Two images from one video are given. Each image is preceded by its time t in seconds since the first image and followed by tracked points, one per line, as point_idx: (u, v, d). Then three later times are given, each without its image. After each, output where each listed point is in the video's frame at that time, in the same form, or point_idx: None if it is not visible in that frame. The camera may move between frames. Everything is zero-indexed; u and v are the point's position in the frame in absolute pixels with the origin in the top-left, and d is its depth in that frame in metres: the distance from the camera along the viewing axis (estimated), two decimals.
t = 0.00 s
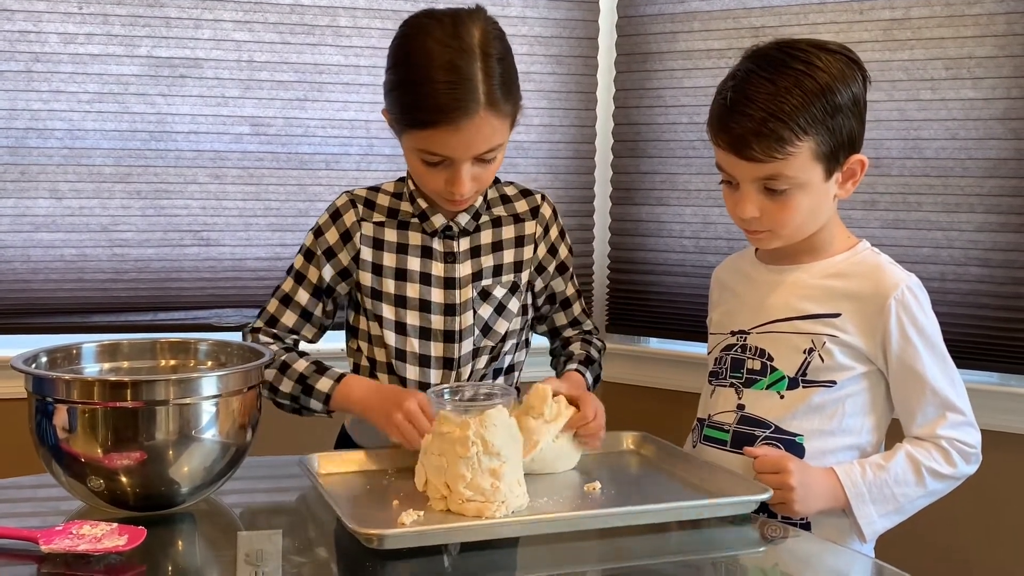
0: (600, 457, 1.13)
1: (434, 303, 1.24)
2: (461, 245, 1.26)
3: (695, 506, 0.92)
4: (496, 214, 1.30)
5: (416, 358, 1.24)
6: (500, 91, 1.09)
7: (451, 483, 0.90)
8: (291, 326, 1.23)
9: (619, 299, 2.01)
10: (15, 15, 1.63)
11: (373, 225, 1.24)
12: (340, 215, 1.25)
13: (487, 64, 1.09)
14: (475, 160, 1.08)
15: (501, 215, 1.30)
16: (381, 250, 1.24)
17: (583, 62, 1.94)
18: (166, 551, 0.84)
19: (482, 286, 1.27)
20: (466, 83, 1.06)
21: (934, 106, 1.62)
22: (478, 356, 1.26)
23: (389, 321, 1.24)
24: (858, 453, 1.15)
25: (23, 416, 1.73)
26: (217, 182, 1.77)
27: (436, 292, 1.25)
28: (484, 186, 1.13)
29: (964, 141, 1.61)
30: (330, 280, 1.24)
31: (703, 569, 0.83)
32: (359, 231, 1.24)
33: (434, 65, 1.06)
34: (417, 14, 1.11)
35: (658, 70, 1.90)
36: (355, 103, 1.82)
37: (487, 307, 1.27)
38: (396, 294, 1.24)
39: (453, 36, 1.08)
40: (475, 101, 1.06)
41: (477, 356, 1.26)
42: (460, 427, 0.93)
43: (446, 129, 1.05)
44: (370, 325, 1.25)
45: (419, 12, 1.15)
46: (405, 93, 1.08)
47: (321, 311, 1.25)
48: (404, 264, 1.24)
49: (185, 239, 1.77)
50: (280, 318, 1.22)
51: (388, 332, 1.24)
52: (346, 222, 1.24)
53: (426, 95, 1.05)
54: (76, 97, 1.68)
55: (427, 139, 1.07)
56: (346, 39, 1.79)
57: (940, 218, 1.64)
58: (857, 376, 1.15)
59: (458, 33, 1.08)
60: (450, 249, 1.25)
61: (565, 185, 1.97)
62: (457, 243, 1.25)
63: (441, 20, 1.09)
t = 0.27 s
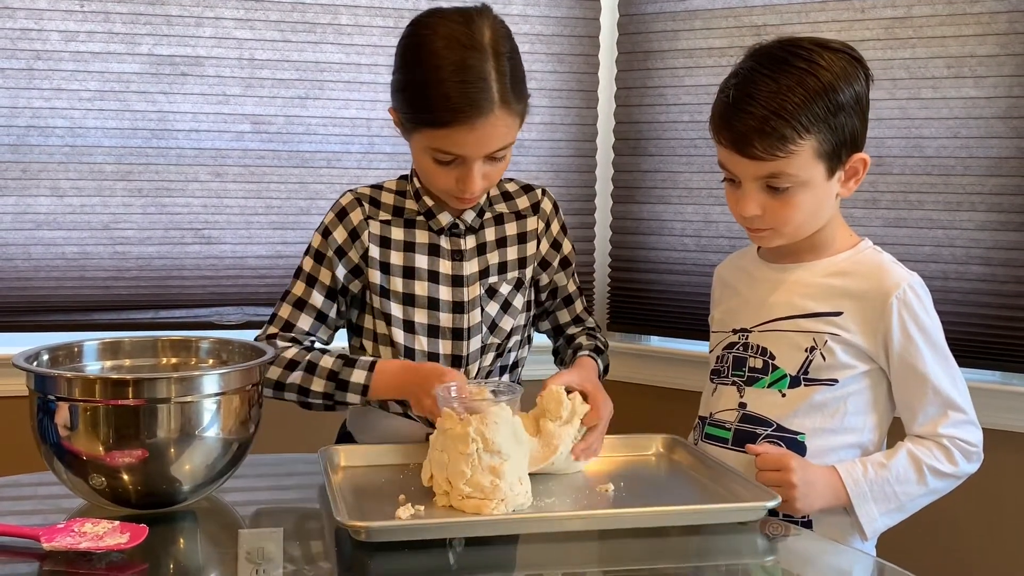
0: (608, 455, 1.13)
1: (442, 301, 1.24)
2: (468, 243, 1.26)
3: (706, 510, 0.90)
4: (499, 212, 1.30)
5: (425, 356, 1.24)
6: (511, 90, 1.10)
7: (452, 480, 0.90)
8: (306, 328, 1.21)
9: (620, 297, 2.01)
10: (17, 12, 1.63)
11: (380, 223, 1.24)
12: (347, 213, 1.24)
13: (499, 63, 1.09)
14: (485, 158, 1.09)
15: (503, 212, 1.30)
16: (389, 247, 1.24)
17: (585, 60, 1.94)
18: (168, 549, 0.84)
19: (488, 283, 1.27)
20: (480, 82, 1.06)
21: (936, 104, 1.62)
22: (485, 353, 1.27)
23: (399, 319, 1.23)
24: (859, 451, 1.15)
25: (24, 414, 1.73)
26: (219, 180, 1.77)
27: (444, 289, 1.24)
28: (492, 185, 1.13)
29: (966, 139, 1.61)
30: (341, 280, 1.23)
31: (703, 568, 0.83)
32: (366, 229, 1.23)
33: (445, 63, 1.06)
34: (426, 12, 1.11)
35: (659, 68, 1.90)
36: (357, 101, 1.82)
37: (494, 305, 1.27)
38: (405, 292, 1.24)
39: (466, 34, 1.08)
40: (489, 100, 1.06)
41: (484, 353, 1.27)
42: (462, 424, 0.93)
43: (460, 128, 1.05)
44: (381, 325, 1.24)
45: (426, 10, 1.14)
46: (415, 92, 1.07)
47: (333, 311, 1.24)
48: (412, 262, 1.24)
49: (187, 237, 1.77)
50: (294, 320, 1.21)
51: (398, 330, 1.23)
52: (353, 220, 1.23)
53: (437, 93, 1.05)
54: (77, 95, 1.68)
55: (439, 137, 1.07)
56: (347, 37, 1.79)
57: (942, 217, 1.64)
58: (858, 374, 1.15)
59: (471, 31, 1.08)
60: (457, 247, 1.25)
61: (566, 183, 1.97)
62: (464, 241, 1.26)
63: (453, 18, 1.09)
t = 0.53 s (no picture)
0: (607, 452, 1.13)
1: (443, 298, 1.24)
2: (470, 240, 1.26)
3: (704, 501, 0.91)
4: (500, 208, 1.29)
5: (426, 353, 1.24)
6: (519, 89, 1.09)
7: (466, 479, 0.90)
8: (303, 319, 1.23)
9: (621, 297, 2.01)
10: (18, 11, 1.63)
11: (382, 217, 1.24)
12: (350, 206, 1.24)
13: (507, 62, 1.09)
14: (492, 158, 1.09)
15: (505, 208, 1.30)
16: (391, 243, 1.24)
17: (586, 59, 1.94)
18: (169, 548, 0.84)
19: (489, 281, 1.27)
20: (489, 81, 1.06)
21: (938, 103, 1.62)
22: (486, 351, 1.27)
23: (400, 314, 1.23)
24: (861, 451, 1.15)
25: (25, 413, 1.73)
26: (220, 179, 1.77)
27: (445, 287, 1.25)
28: (499, 184, 1.13)
29: (967, 138, 1.61)
30: (341, 273, 1.23)
31: (705, 566, 0.83)
32: (368, 223, 1.23)
33: (453, 62, 1.06)
34: (433, 11, 1.11)
35: (660, 67, 1.90)
36: (358, 100, 1.82)
37: (495, 302, 1.27)
38: (406, 288, 1.24)
39: (474, 34, 1.08)
40: (498, 99, 1.06)
41: (486, 350, 1.27)
42: (473, 424, 0.92)
43: (468, 127, 1.05)
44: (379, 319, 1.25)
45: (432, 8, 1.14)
46: (422, 90, 1.07)
47: (331, 303, 1.25)
48: (414, 258, 1.24)
49: (188, 236, 1.77)
50: (292, 312, 1.22)
51: (398, 326, 1.24)
52: (356, 213, 1.23)
53: (444, 92, 1.05)
54: (78, 94, 1.68)
55: (446, 136, 1.07)
56: (348, 36, 1.79)
57: (943, 216, 1.64)
58: (861, 373, 1.15)
59: (479, 30, 1.08)
60: (458, 244, 1.26)
61: (567, 182, 1.97)
62: (465, 239, 1.26)
63: (460, 18, 1.09)
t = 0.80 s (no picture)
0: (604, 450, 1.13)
1: (446, 296, 1.24)
2: (471, 238, 1.26)
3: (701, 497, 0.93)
4: (501, 205, 1.30)
5: (430, 349, 1.24)
6: (522, 87, 1.10)
7: (475, 480, 0.89)
8: (302, 315, 1.24)
9: (621, 296, 2.01)
10: (19, 9, 1.63)
11: (385, 215, 1.24)
12: (353, 203, 1.23)
13: (509, 60, 1.10)
14: (495, 155, 1.08)
15: (505, 205, 1.30)
16: (394, 241, 1.23)
17: (587, 58, 1.93)
18: (170, 547, 0.84)
19: (491, 278, 1.27)
20: (491, 79, 1.06)
21: (939, 102, 1.62)
22: (490, 347, 1.27)
23: (403, 312, 1.23)
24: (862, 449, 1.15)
25: (26, 411, 1.73)
26: (220, 178, 1.77)
27: (448, 285, 1.25)
28: (502, 182, 1.13)
29: (968, 137, 1.60)
30: (342, 270, 1.23)
31: (704, 565, 0.83)
32: (372, 220, 1.23)
33: (455, 60, 1.06)
34: (434, 9, 1.11)
35: (661, 66, 1.90)
36: (358, 98, 1.82)
37: (496, 299, 1.27)
38: (409, 286, 1.24)
39: (477, 32, 1.08)
40: (500, 96, 1.06)
41: (489, 347, 1.27)
42: (483, 424, 0.92)
43: (470, 124, 1.05)
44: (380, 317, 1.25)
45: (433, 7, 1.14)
46: (425, 89, 1.07)
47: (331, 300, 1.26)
48: (417, 256, 1.24)
49: (188, 234, 1.77)
50: (291, 308, 1.23)
51: (402, 323, 1.24)
52: (359, 210, 1.23)
53: (447, 90, 1.05)
54: (79, 92, 1.68)
55: (449, 134, 1.06)
56: (348, 34, 1.79)
57: (944, 215, 1.64)
58: (861, 372, 1.15)
59: (482, 29, 1.09)
60: (460, 242, 1.25)
61: (568, 181, 1.97)
62: (467, 237, 1.26)
63: (463, 16, 1.09)
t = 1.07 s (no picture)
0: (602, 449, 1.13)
1: (450, 295, 1.24)
2: (480, 239, 1.26)
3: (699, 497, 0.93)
4: (510, 209, 1.30)
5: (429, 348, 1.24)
6: (540, 93, 1.10)
7: (475, 478, 0.89)
8: (311, 310, 1.22)
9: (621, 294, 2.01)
10: (19, 7, 1.63)
11: (395, 211, 1.24)
12: (363, 198, 1.23)
13: (528, 66, 1.10)
14: (510, 161, 1.08)
15: (515, 209, 1.30)
16: (401, 237, 1.23)
17: (588, 56, 1.93)
18: (170, 544, 0.84)
19: (497, 280, 1.27)
20: (509, 85, 1.06)
21: (940, 100, 1.62)
22: (488, 348, 1.27)
23: (406, 309, 1.23)
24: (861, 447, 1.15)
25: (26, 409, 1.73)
26: (221, 176, 1.77)
27: (453, 284, 1.25)
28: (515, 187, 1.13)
29: (969, 135, 1.60)
30: (353, 265, 1.22)
31: (705, 563, 0.83)
32: (381, 216, 1.23)
33: (472, 65, 1.06)
34: (453, 11, 1.10)
35: (662, 64, 1.89)
36: (359, 96, 1.81)
37: (500, 301, 1.27)
38: (413, 283, 1.24)
39: (496, 37, 1.08)
40: (518, 104, 1.06)
41: (488, 348, 1.27)
42: (483, 421, 0.91)
43: (488, 130, 1.05)
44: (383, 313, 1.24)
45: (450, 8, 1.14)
46: (442, 93, 1.07)
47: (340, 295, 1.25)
48: (424, 254, 1.24)
49: (188, 232, 1.77)
50: (300, 302, 1.21)
51: (404, 321, 1.23)
52: (369, 206, 1.23)
53: (463, 95, 1.05)
54: (79, 90, 1.68)
55: (465, 139, 1.06)
56: (349, 32, 1.79)
57: (945, 213, 1.63)
58: (862, 370, 1.15)
59: (501, 33, 1.09)
60: (468, 242, 1.25)
61: (568, 179, 1.97)
62: (476, 237, 1.26)
63: (480, 20, 1.09)
